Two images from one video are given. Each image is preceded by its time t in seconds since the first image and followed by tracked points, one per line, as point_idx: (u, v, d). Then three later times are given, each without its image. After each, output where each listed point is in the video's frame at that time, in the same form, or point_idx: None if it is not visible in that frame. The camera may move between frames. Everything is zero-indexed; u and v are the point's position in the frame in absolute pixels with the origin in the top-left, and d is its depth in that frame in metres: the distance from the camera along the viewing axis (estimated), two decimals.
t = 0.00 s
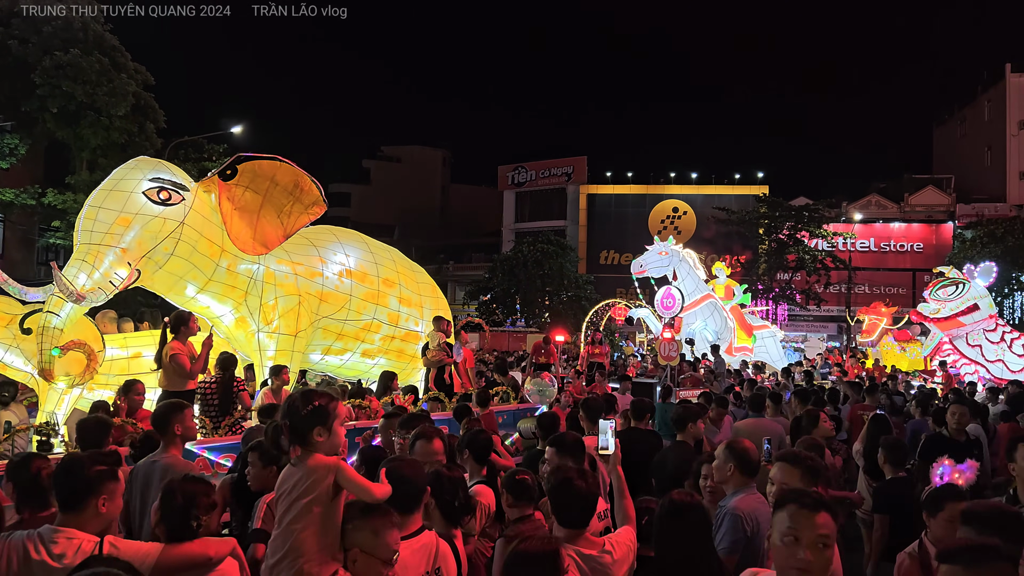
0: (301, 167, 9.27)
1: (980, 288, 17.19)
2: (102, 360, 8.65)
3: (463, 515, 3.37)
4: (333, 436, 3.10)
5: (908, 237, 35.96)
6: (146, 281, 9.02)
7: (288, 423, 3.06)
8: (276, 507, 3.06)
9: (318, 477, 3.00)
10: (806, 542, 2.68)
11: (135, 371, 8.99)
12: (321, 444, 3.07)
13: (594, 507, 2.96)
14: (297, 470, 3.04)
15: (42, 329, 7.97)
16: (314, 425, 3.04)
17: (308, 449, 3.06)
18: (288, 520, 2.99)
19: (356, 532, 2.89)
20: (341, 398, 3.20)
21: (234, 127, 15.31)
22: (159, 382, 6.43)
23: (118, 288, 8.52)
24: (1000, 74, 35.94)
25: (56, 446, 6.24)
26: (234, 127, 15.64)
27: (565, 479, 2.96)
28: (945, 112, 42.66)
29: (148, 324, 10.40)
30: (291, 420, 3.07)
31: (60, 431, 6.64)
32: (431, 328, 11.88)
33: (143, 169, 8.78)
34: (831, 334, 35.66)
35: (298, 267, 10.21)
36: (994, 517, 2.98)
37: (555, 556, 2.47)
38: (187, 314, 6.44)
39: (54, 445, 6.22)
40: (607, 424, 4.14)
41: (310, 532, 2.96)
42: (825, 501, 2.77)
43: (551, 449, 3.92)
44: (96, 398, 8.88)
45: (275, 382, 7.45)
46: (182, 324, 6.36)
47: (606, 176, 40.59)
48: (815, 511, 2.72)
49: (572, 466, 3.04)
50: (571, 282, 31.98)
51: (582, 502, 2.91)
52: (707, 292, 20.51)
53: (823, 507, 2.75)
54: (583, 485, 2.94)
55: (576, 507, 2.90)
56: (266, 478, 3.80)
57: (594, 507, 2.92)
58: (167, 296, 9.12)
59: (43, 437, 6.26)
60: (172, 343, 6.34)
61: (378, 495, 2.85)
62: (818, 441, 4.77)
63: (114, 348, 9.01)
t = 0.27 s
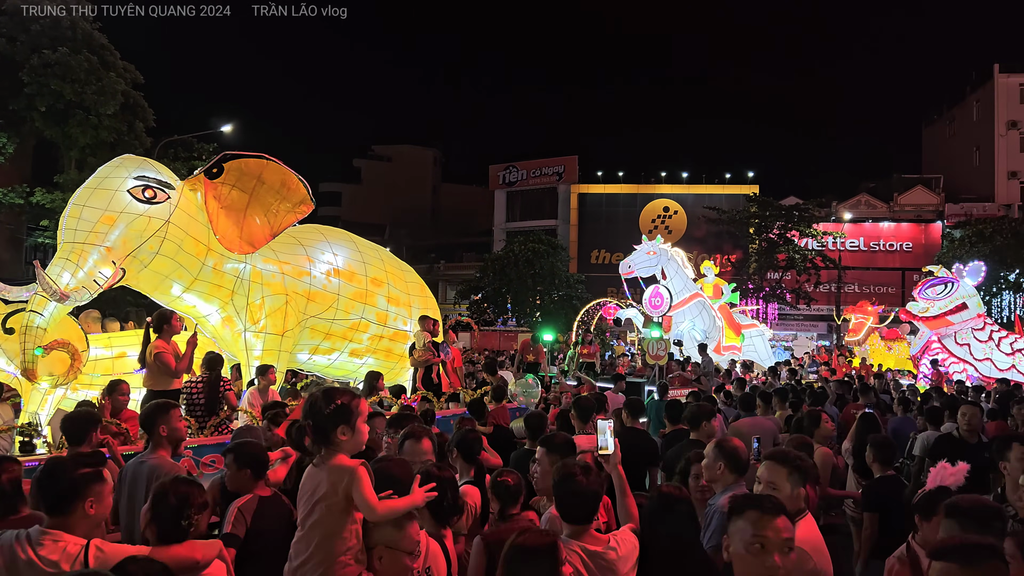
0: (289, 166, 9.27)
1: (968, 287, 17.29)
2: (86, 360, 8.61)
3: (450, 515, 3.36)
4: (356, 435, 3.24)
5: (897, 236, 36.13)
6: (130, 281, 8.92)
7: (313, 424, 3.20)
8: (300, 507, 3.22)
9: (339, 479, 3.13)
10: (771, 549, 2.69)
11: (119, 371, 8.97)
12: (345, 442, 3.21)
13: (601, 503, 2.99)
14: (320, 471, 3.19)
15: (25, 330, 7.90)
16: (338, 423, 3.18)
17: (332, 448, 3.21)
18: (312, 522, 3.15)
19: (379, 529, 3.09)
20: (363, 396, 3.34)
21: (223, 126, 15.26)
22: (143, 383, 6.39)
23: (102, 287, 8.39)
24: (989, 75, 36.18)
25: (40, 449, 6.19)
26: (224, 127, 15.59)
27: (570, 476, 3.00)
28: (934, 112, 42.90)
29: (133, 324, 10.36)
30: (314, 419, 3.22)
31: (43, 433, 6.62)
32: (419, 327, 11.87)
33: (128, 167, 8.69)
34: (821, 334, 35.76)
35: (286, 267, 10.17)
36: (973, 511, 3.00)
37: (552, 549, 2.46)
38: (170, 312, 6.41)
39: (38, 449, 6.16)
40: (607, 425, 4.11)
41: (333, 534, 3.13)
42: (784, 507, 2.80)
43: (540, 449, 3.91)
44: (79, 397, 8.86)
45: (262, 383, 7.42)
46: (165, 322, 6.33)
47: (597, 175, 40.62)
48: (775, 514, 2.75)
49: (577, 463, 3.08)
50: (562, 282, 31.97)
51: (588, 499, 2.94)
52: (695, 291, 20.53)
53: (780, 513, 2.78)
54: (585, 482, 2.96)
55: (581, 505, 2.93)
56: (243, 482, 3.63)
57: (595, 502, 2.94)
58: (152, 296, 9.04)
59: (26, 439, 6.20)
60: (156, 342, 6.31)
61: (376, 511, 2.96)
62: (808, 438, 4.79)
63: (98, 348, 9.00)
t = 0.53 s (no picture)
0: (273, 164, 9.27)
1: (957, 286, 17.39)
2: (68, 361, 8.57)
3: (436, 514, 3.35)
4: (377, 435, 3.22)
5: (886, 236, 36.32)
6: (113, 280, 8.84)
7: (333, 424, 3.19)
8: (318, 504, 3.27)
9: (354, 482, 3.15)
10: (733, 549, 2.70)
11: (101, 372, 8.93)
12: (365, 441, 3.19)
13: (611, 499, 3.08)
14: (338, 470, 3.19)
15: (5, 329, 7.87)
16: (358, 424, 3.17)
17: (352, 448, 3.19)
18: (330, 525, 3.20)
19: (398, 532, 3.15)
20: (386, 397, 3.32)
21: (213, 124, 15.22)
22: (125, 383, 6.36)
23: (83, 287, 8.24)
24: (976, 75, 36.41)
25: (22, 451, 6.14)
26: (213, 125, 15.54)
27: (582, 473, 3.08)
28: (921, 112, 43.15)
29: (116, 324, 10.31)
30: (336, 416, 3.20)
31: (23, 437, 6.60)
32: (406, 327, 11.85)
33: (110, 164, 8.52)
34: (811, 332, 35.90)
35: (271, 266, 10.17)
36: (951, 503, 3.15)
37: (562, 547, 2.46)
38: (149, 311, 6.40)
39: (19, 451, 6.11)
40: (602, 424, 4.81)
41: (348, 535, 3.18)
42: (743, 505, 2.81)
43: (533, 447, 3.88)
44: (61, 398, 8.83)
45: (246, 382, 7.39)
46: (144, 321, 6.31)
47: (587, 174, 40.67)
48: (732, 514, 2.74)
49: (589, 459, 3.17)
50: (553, 281, 31.99)
51: (597, 498, 3.01)
52: (683, 290, 20.55)
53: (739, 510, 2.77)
54: (595, 480, 3.04)
55: (592, 500, 3.01)
56: (219, 483, 3.60)
57: (606, 499, 3.03)
58: (135, 295, 8.98)
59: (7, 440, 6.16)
60: (137, 341, 6.29)
61: (375, 528, 3.01)
62: (796, 437, 4.80)
63: (80, 348, 8.96)
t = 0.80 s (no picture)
0: (255, 161, 9.14)
1: (945, 284, 17.48)
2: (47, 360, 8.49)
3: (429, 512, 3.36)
4: (393, 438, 3.24)
5: (874, 235, 36.51)
6: (94, 278, 8.79)
7: (349, 425, 3.22)
8: (336, 508, 3.29)
9: (371, 485, 3.19)
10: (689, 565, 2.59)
11: (81, 371, 8.85)
12: (380, 444, 3.21)
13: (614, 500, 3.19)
14: (356, 473, 3.24)
15: None
16: (374, 425, 3.20)
17: (369, 451, 3.22)
18: (350, 529, 3.22)
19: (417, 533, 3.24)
20: (402, 399, 3.33)
21: (202, 122, 15.13)
22: (105, 382, 6.33)
23: (62, 284, 8.25)
24: (964, 74, 36.62)
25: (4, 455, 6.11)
26: (201, 123, 15.43)
27: (587, 471, 3.21)
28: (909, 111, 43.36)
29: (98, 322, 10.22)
30: (352, 420, 3.24)
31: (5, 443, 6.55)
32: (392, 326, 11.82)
33: (90, 162, 8.48)
34: (800, 331, 36.02)
35: (254, 264, 10.12)
36: (923, 500, 3.21)
37: (583, 548, 2.46)
38: (128, 310, 6.31)
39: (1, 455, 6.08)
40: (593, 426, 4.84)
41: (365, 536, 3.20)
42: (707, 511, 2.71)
43: (522, 447, 3.87)
44: (41, 398, 8.74)
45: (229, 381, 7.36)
46: (123, 320, 6.25)
47: (577, 173, 40.67)
48: (674, 525, 2.61)
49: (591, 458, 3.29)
50: (543, 280, 32.00)
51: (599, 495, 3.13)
52: (670, 288, 20.53)
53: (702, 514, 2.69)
54: (599, 477, 3.18)
55: (595, 500, 3.13)
56: (197, 482, 3.58)
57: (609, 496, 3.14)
58: (116, 294, 8.93)
59: None
60: (116, 340, 6.26)
61: (397, 534, 3.06)
62: (783, 436, 4.82)
63: (60, 347, 8.88)
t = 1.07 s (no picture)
0: (238, 157, 8.88)
1: (932, 283, 17.61)
2: (25, 359, 8.41)
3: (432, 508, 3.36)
4: (406, 436, 3.23)
5: (862, 233, 36.70)
6: (73, 277, 8.67)
7: (362, 423, 3.21)
8: (348, 503, 3.22)
9: (383, 483, 3.14)
10: None
11: (60, 370, 8.76)
12: (392, 441, 3.20)
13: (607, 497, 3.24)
14: (369, 470, 3.20)
15: None
16: (384, 422, 3.18)
17: (380, 449, 3.20)
18: (362, 524, 3.14)
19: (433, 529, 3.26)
20: (415, 395, 3.32)
21: (189, 121, 15.07)
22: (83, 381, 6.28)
23: (40, 283, 8.01)
24: (950, 74, 36.88)
25: None
26: (189, 122, 15.36)
27: (582, 468, 3.24)
28: (897, 111, 43.62)
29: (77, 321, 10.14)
30: (363, 417, 3.23)
31: None
32: (376, 324, 11.89)
33: (67, 158, 8.23)
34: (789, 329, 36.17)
35: (237, 262, 10.22)
36: (903, 498, 3.23)
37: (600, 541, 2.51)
38: (105, 308, 6.26)
39: None
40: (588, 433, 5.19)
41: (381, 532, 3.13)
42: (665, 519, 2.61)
43: (511, 446, 3.87)
44: (20, 398, 8.66)
45: (210, 380, 7.32)
46: (99, 318, 6.20)
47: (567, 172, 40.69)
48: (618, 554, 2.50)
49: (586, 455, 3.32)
50: (533, 279, 32.00)
51: (596, 494, 3.19)
52: (657, 287, 20.53)
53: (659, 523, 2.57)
54: (594, 474, 3.21)
55: (589, 494, 3.18)
56: (180, 481, 3.58)
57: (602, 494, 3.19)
58: (95, 292, 8.82)
59: None
60: (92, 339, 6.21)
61: (415, 530, 3.03)
62: (772, 433, 4.82)
63: (38, 347, 8.79)
